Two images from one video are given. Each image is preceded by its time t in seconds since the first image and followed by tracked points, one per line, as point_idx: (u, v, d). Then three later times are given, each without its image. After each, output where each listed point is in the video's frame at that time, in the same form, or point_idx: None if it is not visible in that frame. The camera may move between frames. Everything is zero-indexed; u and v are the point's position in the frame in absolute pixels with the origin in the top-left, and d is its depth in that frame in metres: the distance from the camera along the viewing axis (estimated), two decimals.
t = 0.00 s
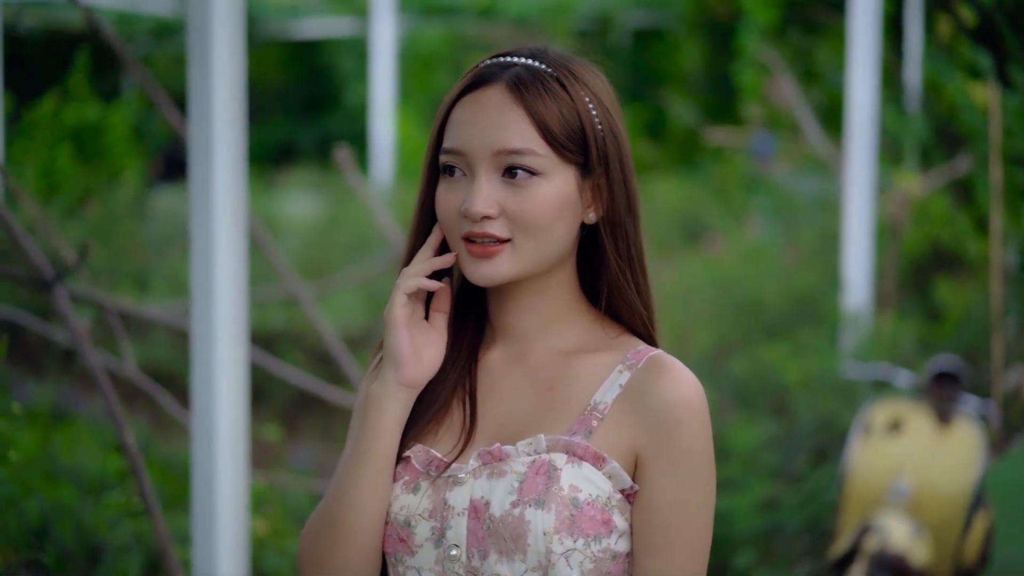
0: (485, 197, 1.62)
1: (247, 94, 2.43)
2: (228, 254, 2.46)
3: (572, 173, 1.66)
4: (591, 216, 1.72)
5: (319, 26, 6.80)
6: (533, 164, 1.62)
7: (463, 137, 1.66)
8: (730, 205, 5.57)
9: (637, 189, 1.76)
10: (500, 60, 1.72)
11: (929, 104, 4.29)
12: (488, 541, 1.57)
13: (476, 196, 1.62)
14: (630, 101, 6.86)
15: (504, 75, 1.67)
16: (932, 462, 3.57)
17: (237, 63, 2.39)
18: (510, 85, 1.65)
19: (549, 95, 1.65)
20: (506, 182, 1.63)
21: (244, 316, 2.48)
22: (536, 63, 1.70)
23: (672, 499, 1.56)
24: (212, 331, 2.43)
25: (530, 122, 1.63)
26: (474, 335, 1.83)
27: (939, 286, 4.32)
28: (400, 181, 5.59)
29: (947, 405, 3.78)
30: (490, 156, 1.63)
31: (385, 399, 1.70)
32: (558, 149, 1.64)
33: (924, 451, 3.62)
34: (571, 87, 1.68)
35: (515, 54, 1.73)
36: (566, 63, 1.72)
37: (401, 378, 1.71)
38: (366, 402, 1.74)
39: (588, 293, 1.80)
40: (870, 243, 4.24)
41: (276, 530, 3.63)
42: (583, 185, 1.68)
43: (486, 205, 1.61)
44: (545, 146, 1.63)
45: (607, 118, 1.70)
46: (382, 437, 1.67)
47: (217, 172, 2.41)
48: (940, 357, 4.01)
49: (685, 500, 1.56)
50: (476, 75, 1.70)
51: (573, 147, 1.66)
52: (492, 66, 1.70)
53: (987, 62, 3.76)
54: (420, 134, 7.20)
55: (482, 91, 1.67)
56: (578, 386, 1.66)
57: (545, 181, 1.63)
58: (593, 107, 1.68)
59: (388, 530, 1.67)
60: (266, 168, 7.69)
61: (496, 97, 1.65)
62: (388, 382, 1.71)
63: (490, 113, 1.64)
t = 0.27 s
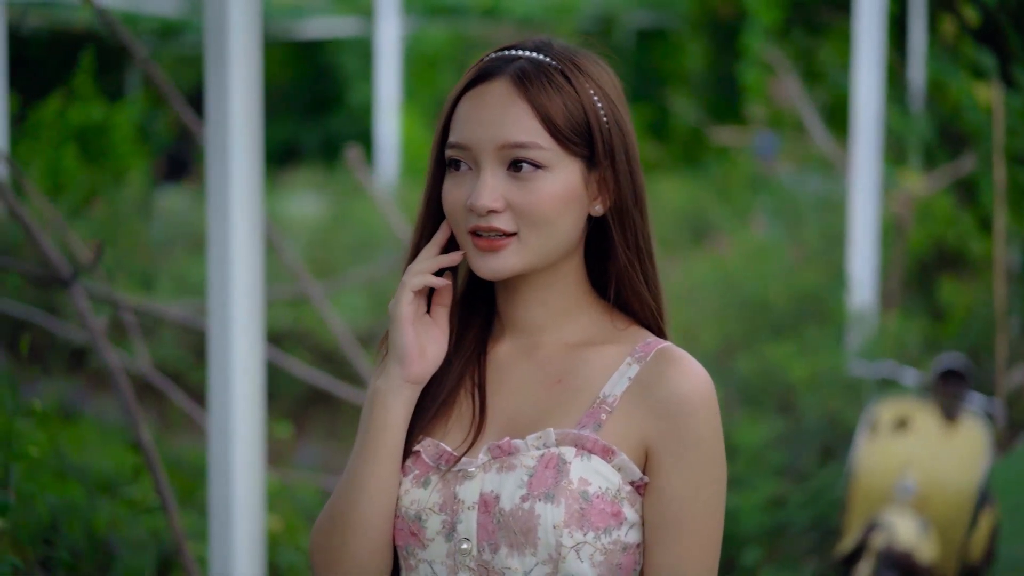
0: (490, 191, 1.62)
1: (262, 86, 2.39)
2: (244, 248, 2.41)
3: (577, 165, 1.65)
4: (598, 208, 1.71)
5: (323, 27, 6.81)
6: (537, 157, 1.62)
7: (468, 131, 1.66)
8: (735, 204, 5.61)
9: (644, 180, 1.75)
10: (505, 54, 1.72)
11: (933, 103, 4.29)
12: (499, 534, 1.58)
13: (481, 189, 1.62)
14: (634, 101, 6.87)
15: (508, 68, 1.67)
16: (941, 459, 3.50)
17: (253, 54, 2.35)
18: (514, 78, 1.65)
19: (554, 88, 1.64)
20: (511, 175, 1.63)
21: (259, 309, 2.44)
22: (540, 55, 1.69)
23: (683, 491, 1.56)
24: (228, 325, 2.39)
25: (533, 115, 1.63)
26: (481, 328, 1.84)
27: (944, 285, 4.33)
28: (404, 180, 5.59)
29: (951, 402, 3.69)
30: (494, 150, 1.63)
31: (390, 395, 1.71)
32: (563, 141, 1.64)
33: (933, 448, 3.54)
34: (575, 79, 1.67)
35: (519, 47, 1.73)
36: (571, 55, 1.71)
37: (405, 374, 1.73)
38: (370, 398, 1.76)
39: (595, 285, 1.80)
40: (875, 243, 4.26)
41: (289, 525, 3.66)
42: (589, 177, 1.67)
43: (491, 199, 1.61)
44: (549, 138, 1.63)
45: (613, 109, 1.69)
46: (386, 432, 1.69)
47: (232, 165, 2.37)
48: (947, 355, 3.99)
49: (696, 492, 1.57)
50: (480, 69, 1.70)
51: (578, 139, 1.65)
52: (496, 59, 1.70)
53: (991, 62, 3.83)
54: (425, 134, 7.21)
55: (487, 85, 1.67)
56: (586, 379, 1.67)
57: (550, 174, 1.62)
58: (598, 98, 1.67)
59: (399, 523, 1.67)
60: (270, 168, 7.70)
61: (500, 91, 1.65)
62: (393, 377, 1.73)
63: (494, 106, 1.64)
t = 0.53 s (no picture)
0: (494, 183, 1.62)
1: (276, 83, 2.39)
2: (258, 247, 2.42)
3: (582, 158, 1.66)
4: (605, 200, 1.71)
5: (324, 26, 6.80)
6: (542, 149, 1.62)
7: (472, 124, 1.66)
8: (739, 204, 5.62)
9: (650, 172, 1.75)
10: (510, 47, 1.72)
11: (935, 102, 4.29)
12: (508, 529, 1.58)
13: (486, 182, 1.62)
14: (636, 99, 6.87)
15: (513, 61, 1.67)
16: (945, 455, 3.52)
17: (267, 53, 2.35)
18: (518, 71, 1.65)
19: (557, 80, 1.65)
20: (516, 168, 1.63)
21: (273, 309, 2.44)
22: (545, 48, 1.70)
23: (692, 485, 1.57)
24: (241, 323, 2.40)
25: (538, 107, 1.63)
26: (488, 323, 1.85)
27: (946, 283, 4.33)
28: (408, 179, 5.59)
29: (956, 400, 3.71)
30: (499, 143, 1.63)
31: (394, 389, 1.72)
32: (567, 133, 1.64)
33: (937, 447, 3.56)
34: (579, 71, 1.67)
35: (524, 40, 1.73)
36: (576, 48, 1.71)
37: (409, 369, 1.74)
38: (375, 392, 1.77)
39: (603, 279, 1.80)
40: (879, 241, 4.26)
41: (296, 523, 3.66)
42: (594, 170, 1.67)
43: (496, 191, 1.62)
44: (553, 131, 1.63)
45: (618, 101, 1.69)
46: (390, 428, 1.70)
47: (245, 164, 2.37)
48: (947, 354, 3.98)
49: (705, 486, 1.57)
50: (485, 62, 1.70)
51: (583, 131, 1.66)
52: (500, 53, 1.71)
53: (993, 62, 3.85)
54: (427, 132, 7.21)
55: (491, 78, 1.67)
56: (594, 373, 1.67)
57: (555, 166, 1.63)
58: (603, 90, 1.68)
59: (408, 518, 1.68)
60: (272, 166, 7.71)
61: (504, 83, 1.65)
62: (396, 372, 1.74)
63: (498, 99, 1.65)
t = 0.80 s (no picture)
0: (501, 179, 1.62)
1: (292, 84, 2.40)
2: (274, 250, 2.41)
3: (590, 152, 1.65)
4: (615, 193, 1.71)
5: (328, 26, 6.81)
6: (548, 145, 1.63)
7: (479, 119, 1.66)
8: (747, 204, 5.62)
9: (662, 165, 1.74)
10: (518, 41, 1.72)
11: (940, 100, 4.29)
12: (520, 525, 1.59)
13: (493, 177, 1.63)
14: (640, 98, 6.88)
15: (520, 56, 1.67)
16: (954, 453, 3.51)
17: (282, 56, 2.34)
18: (525, 66, 1.65)
19: (564, 74, 1.65)
20: (523, 163, 1.63)
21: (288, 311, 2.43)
22: (554, 42, 1.69)
23: (705, 480, 1.57)
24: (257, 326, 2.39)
25: (545, 102, 1.63)
26: (501, 316, 1.85)
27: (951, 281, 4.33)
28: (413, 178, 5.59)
29: (963, 397, 3.70)
30: (506, 138, 1.63)
31: (400, 382, 1.74)
32: (575, 128, 1.64)
33: (946, 443, 3.55)
34: (587, 65, 1.67)
35: (533, 34, 1.73)
36: (586, 41, 1.71)
37: (417, 363, 1.76)
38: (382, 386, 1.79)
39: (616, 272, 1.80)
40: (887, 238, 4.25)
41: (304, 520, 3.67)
42: (603, 164, 1.67)
43: (503, 187, 1.62)
44: (560, 125, 1.63)
45: (627, 94, 1.68)
46: (397, 422, 1.72)
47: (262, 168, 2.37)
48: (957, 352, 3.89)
49: (718, 482, 1.57)
50: (493, 56, 1.70)
51: (590, 125, 1.65)
52: (508, 47, 1.71)
53: (997, 61, 3.83)
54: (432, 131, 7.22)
55: (498, 72, 1.67)
56: (606, 367, 1.67)
57: (562, 161, 1.63)
58: (611, 84, 1.67)
59: (421, 512, 1.69)
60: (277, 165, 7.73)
61: (511, 78, 1.65)
62: (403, 364, 1.76)
63: (505, 94, 1.65)
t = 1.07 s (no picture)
0: (512, 181, 1.63)
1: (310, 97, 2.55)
2: (293, 253, 2.59)
3: (602, 152, 1.65)
4: (628, 193, 1.70)
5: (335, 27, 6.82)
6: (558, 146, 1.62)
7: (491, 121, 1.66)
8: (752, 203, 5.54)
9: (677, 165, 1.73)
10: (530, 42, 1.72)
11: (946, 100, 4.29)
12: (531, 525, 1.60)
13: (504, 179, 1.63)
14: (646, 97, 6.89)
15: (531, 58, 1.67)
16: (963, 450, 3.50)
17: (302, 55, 2.49)
18: (536, 67, 1.65)
19: (574, 76, 1.64)
20: (534, 165, 1.63)
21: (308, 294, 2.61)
22: (566, 42, 1.69)
23: (719, 482, 1.57)
24: (278, 311, 2.57)
25: (555, 103, 1.63)
26: (518, 317, 1.86)
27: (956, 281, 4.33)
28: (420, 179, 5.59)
29: (973, 396, 3.69)
30: (516, 140, 1.63)
31: (408, 380, 1.77)
32: (586, 129, 1.63)
33: (954, 440, 3.55)
34: (599, 66, 1.66)
35: (546, 34, 1.73)
36: (598, 41, 1.70)
37: (423, 360, 1.79)
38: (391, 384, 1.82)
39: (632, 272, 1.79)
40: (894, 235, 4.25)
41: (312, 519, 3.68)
42: (616, 164, 1.67)
43: (514, 189, 1.62)
44: (571, 126, 1.63)
45: (640, 94, 1.68)
46: (406, 419, 1.74)
47: (282, 163, 2.54)
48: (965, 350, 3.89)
49: (731, 484, 1.57)
50: (504, 58, 1.70)
51: (602, 126, 1.65)
52: (520, 48, 1.71)
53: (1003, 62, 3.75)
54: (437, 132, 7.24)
55: (509, 74, 1.67)
56: (620, 369, 1.67)
57: (572, 163, 1.62)
58: (623, 84, 1.66)
59: (435, 511, 1.70)
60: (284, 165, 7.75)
61: (522, 80, 1.65)
62: (410, 361, 1.79)
63: (516, 96, 1.65)
